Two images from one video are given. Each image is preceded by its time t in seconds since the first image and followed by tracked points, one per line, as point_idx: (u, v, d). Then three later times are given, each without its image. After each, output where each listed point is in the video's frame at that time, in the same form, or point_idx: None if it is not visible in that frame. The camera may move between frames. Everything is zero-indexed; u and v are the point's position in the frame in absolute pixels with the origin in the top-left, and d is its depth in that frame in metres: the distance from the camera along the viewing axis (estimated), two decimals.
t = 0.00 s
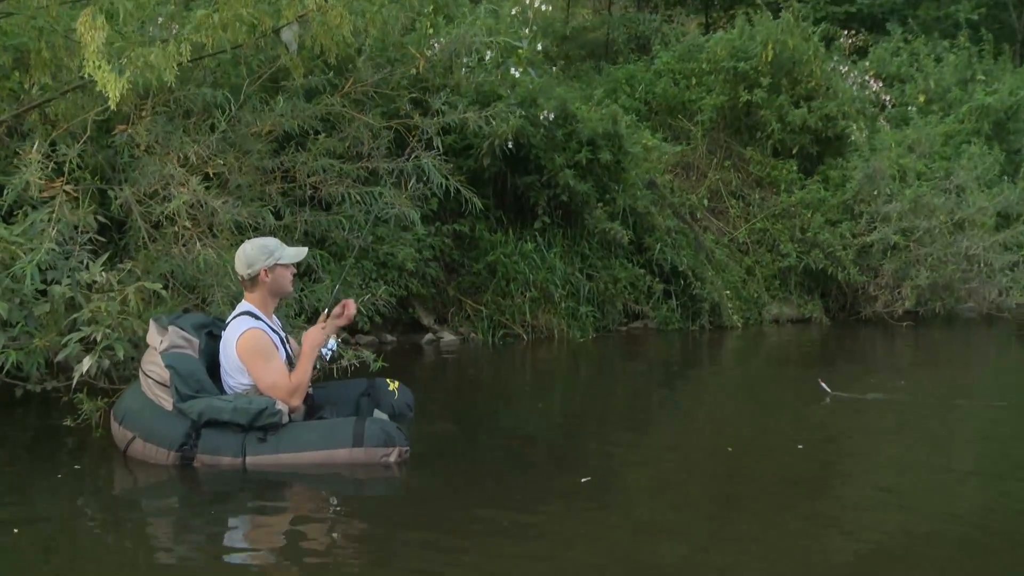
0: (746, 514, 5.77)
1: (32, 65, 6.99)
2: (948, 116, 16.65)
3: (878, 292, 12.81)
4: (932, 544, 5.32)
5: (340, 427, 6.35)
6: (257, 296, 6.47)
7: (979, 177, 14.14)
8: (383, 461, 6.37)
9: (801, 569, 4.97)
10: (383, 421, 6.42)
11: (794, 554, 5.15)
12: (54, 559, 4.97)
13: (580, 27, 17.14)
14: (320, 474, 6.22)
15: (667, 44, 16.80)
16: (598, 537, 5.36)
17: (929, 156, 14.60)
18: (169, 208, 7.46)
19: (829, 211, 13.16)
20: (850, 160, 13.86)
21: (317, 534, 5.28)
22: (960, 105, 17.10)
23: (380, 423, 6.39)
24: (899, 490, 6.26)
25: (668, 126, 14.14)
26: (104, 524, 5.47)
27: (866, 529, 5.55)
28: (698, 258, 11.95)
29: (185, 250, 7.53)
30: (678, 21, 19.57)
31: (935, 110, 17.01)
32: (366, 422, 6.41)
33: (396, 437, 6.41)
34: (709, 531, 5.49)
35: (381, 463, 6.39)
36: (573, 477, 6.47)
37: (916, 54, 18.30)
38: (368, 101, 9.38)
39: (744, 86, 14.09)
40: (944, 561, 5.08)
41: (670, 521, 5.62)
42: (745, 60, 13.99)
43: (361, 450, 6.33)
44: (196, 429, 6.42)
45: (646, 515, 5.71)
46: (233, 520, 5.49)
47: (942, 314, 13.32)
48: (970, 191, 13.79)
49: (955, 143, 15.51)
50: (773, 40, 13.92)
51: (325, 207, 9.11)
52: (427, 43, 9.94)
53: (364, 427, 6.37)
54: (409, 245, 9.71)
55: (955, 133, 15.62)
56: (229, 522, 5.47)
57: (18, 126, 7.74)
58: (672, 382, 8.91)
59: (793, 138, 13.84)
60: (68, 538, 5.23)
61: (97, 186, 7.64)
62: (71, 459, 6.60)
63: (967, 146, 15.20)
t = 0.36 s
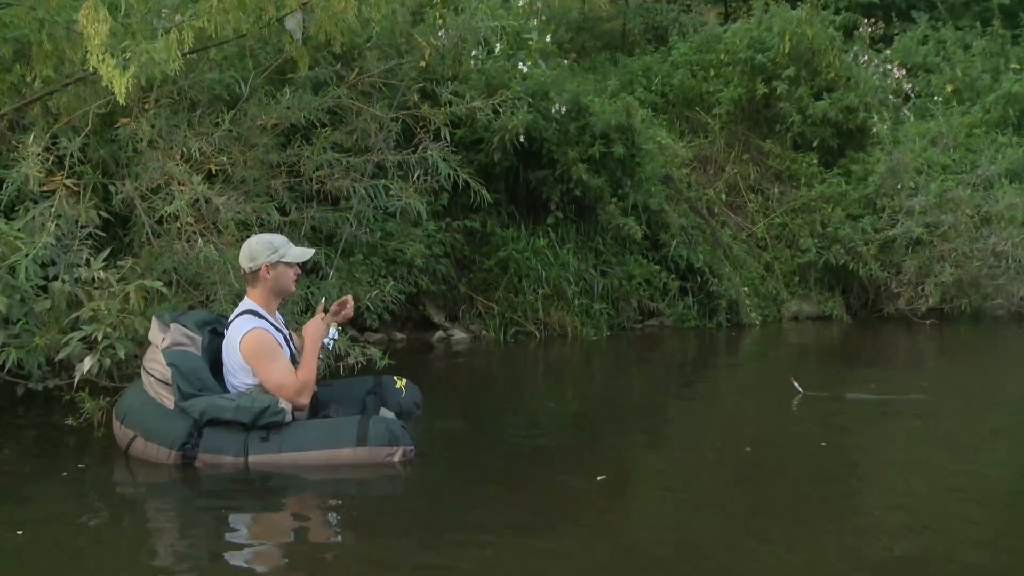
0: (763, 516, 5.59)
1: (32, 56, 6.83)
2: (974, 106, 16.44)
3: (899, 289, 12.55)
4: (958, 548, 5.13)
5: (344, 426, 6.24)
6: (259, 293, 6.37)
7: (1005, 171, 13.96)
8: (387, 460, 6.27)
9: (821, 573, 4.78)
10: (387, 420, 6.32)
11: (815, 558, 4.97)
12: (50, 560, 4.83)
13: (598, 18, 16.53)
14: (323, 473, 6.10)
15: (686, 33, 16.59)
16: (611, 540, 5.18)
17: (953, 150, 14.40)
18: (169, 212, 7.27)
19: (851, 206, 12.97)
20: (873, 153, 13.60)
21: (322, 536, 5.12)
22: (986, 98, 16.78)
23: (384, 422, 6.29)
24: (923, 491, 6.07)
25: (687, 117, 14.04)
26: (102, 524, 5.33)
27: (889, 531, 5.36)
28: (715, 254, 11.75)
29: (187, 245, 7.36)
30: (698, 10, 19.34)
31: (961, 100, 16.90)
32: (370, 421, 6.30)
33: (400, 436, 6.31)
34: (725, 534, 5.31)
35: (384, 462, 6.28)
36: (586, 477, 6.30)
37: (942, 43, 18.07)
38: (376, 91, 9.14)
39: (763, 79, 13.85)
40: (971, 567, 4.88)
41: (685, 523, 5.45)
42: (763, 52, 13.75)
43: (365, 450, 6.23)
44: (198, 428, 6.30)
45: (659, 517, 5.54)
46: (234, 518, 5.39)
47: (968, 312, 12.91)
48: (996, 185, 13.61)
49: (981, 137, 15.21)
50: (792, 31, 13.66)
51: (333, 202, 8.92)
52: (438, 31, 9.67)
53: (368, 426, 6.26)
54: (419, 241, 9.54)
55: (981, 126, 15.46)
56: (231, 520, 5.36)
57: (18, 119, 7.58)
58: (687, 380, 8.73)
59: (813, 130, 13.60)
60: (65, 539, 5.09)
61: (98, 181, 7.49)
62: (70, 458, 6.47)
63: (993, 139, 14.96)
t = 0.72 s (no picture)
0: (774, 519, 5.40)
1: (20, 49, 6.65)
2: (992, 98, 16.20)
3: (915, 289, 12.34)
4: (977, 553, 4.94)
5: (339, 427, 6.04)
6: (254, 291, 6.15)
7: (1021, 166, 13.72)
8: (384, 462, 6.06)
9: None
10: (383, 422, 6.13)
11: (833, 563, 4.76)
12: (33, 563, 4.65)
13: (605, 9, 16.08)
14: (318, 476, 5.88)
15: (696, 27, 16.41)
16: (616, 543, 4.99)
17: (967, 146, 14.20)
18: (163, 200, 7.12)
19: (864, 203, 12.67)
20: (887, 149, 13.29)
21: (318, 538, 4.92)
22: (1003, 92, 16.48)
23: (380, 424, 6.09)
24: (939, 494, 5.88)
25: (697, 113, 13.87)
26: (90, 526, 5.14)
27: (905, 535, 5.17)
28: (724, 253, 11.53)
29: (182, 241, 7.18)
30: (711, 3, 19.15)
31: (980, 91, 16.68)
32: (366, 423, 6.10)
33: (397, 438, 6.12)
34: (739, 539, 5.10)
35: (380, 464, 6.07)
36: (591, 479, 6.12)
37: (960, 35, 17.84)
38: (372, 84, 8.84)
39: (772, 73, 13.52)
40: (997, 573, 4.67)
41: (693, 526, 5.27)
42: (772, 45, 13.43)
43: (361, 451, 6.02)
44: (191, 429, 6.12)
45: (666, 519, 5.35)
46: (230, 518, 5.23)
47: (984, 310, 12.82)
48: (1013, 179, 13.37)
49: (998, 133, 14.95)
50: (800, 21, 13.29)
51: (330, 198, 8.71)
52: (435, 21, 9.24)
53: (364, 428, 6.06)
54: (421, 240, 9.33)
55: (999, 118, 15.22)
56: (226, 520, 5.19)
57: (8, 114, 7.38)
58: (696, 381, 8.54)
59: (825, 126, 13.34)
60: (50, 542, 4.91)
61: (91, 176, 7.30)
62: (59, 459, 6.30)
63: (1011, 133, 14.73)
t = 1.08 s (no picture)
0: (796, 528, 5.09)
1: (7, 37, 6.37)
2: None
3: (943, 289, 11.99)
4: (1014, 565, 4.61)
5: (336, 430, 5.75)
6: (252, 288, 5.86)
7: None
8: (383, 468, 5.75)
9: None
10: (381, 426, 5.83)
11: None
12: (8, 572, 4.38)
13: None
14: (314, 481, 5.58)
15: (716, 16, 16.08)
16: (627, 552, 4.69)
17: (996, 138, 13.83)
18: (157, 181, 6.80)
19: (889, 198, 12.41)
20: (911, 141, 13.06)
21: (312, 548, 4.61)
22: None
23: (378, 427, 5.80)
24: (971, 503, 5.55)
25: (714, 105, 13.67)
26: (69, 532, 4.87)
27: (937, 546, 4.85)
28: (742, 252, 11.21)
29: (177, 237, 6.89)
30: None
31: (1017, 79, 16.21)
32: (365, 426, 5.81)
33: (396, 442, 5.81)
34: (756, 548, 4.78)
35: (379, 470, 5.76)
36: (603, 485, 5.80)
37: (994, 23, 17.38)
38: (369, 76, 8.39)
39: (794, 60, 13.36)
40: None
41: (710, 535, 4.96)
42: (795, 31, 13.28)
43: (359, 457, 5.70)
44: (184, 432, 5.82)
45: (681, 528, 5.04)
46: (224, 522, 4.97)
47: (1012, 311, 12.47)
48: None
49: None
50: (821, 8, 12.98)
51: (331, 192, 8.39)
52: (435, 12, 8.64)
53: (362, 430, 5.76)
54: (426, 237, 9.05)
55: None
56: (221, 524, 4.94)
57: None
58: (712, 383, 8.23)
59: (848, 117, 13.15)
60: (28, 550, 4.63)
61: (83, 169, 7.03)
62: (45, 463, 6.02)
63: None
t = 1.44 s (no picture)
0: (819, 540, 4.77)
1: None
2: None
3: (975, 291, 11.53)
4: None
5: (337, 434, 5.45)
6: (252, 288, 5.56)
7: None
8: (386, 473, 5.46)
9: None
10: (384, 430, 5.54)
11: None
12: None
13: None
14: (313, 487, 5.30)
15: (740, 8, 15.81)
16: (637, 567, 4.37)
17: None
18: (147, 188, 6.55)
19: (919, 195, 12.17)
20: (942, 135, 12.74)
21: (305, 561, 4.32)
22: None
23: (380, 431, 5.50)
24: (1009, 515, 5.20)
25: (737, 99, 13.74)
26: (47, 543, 4.60)
27: (972, 561, 4.50)
28: (763, 252, 10.86)
29: (172, 237, 6.63)
30: None
31: None
32: (367, 430, 5.51)
33: (399, 447, 5.52)
34: (779, 564, 4.46)
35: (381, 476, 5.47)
36: (616, 494, 5.49)
37: None
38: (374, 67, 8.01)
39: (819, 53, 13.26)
40: None
41: (726, 549, 4.64)
42: (821, 22, 13.16)
43: (361, 462, 5.43)
44: (180, 436, 5.54)
45: (696, 541, 4.73)
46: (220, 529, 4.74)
47: None
48: None
49: None
50: None
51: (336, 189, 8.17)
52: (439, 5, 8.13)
53: (363, 435, 5.47)
54: (435, 237, 8.83)
55: None
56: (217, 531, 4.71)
57: None
58: (733, 387, 7.90)
59: (875, 111, 12.97)
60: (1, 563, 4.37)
61: (73, 167, 6.87)
62: (33, 468, 5.78)
63: None
